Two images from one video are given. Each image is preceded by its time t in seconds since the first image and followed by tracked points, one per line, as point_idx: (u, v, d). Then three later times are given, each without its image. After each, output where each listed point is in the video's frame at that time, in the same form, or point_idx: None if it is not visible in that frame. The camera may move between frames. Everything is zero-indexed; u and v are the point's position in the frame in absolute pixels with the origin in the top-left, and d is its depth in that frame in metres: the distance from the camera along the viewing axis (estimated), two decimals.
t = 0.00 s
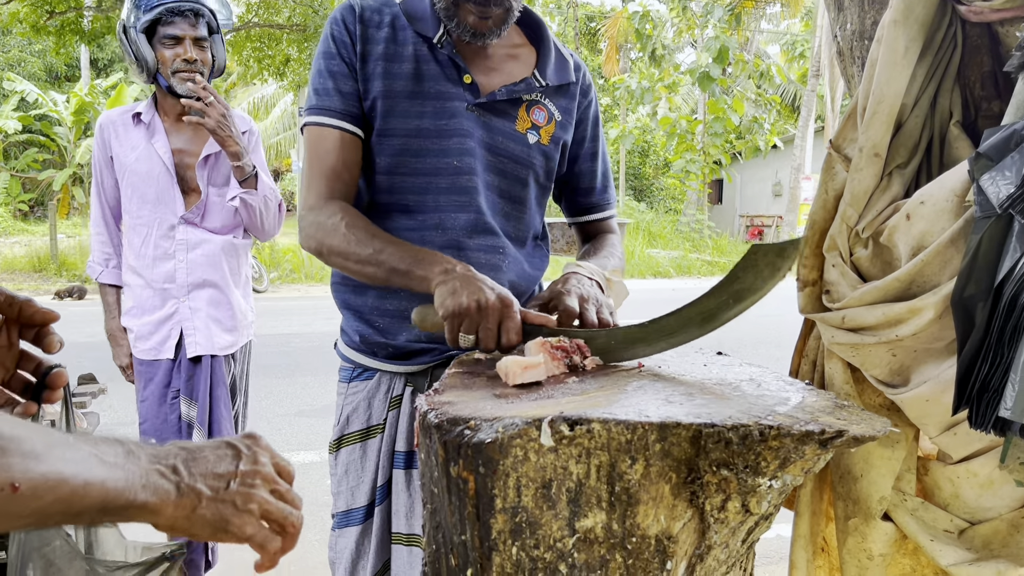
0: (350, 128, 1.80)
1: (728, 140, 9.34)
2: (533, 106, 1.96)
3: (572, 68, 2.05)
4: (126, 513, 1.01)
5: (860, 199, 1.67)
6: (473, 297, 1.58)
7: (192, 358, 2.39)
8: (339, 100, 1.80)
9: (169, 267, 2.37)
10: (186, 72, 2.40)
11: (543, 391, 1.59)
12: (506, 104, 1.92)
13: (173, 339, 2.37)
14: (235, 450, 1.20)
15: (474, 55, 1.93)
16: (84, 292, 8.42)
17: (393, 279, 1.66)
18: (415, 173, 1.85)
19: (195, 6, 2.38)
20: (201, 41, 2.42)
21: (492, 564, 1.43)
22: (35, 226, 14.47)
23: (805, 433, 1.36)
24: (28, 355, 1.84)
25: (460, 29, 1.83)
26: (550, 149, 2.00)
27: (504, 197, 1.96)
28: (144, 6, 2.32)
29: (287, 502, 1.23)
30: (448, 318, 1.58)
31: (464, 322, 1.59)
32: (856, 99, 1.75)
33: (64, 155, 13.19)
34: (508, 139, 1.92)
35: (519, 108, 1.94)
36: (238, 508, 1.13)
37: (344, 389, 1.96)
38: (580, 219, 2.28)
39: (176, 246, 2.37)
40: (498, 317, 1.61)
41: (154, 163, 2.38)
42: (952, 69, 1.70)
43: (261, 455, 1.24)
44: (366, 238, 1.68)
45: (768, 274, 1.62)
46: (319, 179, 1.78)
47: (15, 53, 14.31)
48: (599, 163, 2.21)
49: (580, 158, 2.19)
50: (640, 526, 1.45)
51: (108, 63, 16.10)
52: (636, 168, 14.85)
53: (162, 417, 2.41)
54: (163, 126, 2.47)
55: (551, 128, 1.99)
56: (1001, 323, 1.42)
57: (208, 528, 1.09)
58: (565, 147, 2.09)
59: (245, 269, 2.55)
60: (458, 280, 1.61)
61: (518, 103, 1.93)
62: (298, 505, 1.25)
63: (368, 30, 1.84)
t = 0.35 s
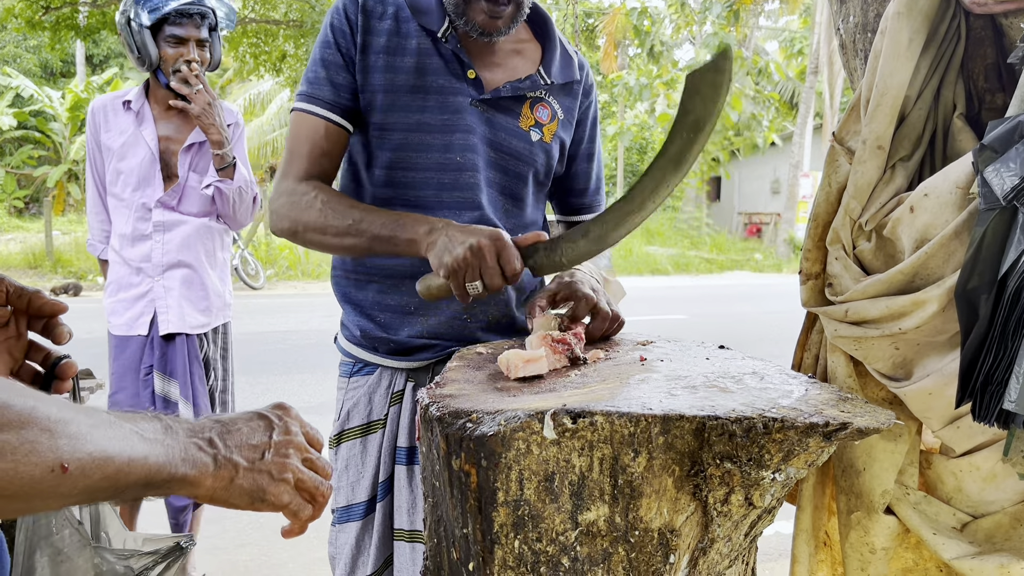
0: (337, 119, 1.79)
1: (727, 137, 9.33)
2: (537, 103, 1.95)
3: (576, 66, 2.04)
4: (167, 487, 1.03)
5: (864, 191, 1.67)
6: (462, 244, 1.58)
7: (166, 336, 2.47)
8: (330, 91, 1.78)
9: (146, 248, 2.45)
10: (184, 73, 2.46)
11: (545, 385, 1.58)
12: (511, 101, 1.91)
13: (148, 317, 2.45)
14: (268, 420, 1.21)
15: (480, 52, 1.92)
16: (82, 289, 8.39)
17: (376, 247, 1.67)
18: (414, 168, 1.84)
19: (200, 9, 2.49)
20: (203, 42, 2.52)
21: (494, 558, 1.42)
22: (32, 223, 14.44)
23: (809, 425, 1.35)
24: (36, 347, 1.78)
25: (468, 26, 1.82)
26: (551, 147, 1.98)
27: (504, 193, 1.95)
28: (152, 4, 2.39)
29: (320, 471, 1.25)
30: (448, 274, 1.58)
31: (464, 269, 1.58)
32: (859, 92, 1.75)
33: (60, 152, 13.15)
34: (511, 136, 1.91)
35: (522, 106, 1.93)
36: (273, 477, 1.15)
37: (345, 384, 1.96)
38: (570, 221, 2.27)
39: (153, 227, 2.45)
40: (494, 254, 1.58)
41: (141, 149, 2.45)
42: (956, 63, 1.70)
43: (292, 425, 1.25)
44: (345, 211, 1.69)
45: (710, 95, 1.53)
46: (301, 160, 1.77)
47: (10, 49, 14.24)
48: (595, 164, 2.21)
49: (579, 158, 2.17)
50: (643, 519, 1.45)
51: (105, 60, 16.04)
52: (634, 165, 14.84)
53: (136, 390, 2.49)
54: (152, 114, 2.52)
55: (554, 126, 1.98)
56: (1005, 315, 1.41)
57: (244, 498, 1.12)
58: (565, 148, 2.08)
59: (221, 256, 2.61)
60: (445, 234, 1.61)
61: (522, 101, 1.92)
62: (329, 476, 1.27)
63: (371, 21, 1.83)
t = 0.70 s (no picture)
0: (338, 120, 1.78)
1: (725, 135, 9.32)
2: (539, 96, 1.94)
3: (575, 61, 2.05)
4: (152, 495, 1.02)
5: (861, 185, 1.66)
6: (439, 276, 1.56)
7: (118, 330, 2.48)
8: (327, 91, 1.78)
9: (104, 239, 2.45)
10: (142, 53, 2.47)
11: (543, 380, 1.58)
12: (512, 94, 1.90)
13: (100, 310, 2.46)
14: (255, 430, 1.21)
15: (479, 43, 1.93)
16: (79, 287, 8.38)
17: (362, 259, 1.67)
18: (415, 163, 1.83)
19: None
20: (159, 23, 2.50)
21: (491, 553, 1.41)
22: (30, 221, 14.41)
23: (806, 419, 1.35)
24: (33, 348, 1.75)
25: (465, 17, 1.85)
26: (552, 140, 1.98)
27: (505, 187, 1.94)
28: None
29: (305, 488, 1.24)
30: (418, 302, 1.59)
31: (434, 300, 1.58)
32: (857, 86, 1.75)
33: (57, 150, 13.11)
34: (512, 129, 1.90)
35: (523, 99, 1.92)
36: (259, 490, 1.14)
37: (346, 381, 1.95)
38: (563, 215, 2.25)
39: (110, 219, 2.44)
40: (467, 298, 1.59)
41: (98, 137, 2.43)
42: (953, 57, 1.69)
43: (280, 438, 1.24)
44: (333, 218, 1.69)
45: (737, 280, 1.59)
46: (297, 163, 1.78)
47: (7, 46, 14.20)
48: (589, 160, 2.21)
49: (574, 155, 2.17)
50: (640, 514, 1.45)
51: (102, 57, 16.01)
52: (632, 163, 14.84)
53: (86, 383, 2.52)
54: (113, 102, 2.53)
55: (555, 119, 1.97)
56: (1002, 309, 1.41)
57: (230, 511, 1.10)
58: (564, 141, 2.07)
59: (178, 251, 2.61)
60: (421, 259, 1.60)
61: (523, 94, 1.92)
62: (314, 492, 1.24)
63: (367, 18, 1.83)
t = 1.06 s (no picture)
0: (327, 127, 1.83)
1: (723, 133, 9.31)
2: (536, 94, 1.93)
3: (575, 55, 2.04)
4: (149, 487, 1.02)
5: (856, 182, 1.66)
6: (420, 259, 1.56)
7: (68, 329, 2.50)
8: (315, 96, 1.81)
9: (60, 237, 2.49)
10: (84, 41, 2.44)
11: (537, 377, 1.58)
12: (509, 91, 1.89)
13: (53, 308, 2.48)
14: (255, 420, 1.23)
15: (478, 43, 1.91)
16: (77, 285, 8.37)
17: (351, 255, 1.69)
18: (409, 163, 1.83)
19: None
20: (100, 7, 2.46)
21: (485, 550, 1.41)
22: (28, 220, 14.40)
23: (800, 416, 1.35)
24: (25, 347, 1.71)
25: (473, 17, 1.83)
26: (551, 138, 1.97)
27: (503, 185, 1.93)
28: None
29: (302, 476, 1.26)
30: (413, 290, 1.58)
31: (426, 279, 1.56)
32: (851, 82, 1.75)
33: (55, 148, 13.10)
34: (510, 127, 1.89)
35: (521, 96, 1.91)
36: (260, 479, 1.16)
37: (345, 379, 1.95)
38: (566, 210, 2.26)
39: (65, 217, 2.48)
40: (451, 270, 1.57)
41: (51, 136, 2.49)
42: (947, 53, 1.69)
43: (280, 427, 1.27)
44: (323, 218, 1.73)
45: (671, 135, 1.68)
46: (290, 163, 1.83)
47: (5, 45, 14.18)
48: (593, 156, 2.19)
49: (574, 151, 2.16)
50: (634, 510, 1.45)
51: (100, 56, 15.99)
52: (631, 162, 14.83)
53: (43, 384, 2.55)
54: (64, 96, 2.55)
55: (553, 117, 1.97)
56: (997, 304, 1.41)
57: (231, 501, 1.12)
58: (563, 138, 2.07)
59: (141, 248, 2.62)
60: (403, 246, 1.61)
61: (520, 91, 1.91)
62: (312, 480, 1.27)
63: (360, 19, 1.83)
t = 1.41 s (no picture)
0: (320, 131, 1.86)
1: (722, 132, 9.30)
2: (529, 96, 1.93)
3: (568, 59, 2.04)
4: (128, 495, 1.03)
5: (849, 181, 1.66)
6: (398, 276, 1.59)
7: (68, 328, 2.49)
8: (305, 99, 1.83)
9: (58, 237, 2.49)
10: (77, 40, 2.44)
11: (529, 377, 1.57)
12: (502, 93, 1.88)
13: (53, 308, 2.49)
14: (232, 431, 1.25)
15: (472, 43, 1.91)
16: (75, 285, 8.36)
17: (338, 263, 1.72)
18: (401, 164, 1.83)
19: None
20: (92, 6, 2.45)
21: (477, 550, 1.41)
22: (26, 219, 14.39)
23: (792, 415, 1.35)
24: (12, 351, 1.70)
25: (470, 14, 1.83)
26: (544, 140, 1.97)
27: (496, 187, 1.93)
28: None
29: (275, 489, 1.29)
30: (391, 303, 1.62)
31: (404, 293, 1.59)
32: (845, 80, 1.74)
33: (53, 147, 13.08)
34: (503, 129, 1.89)
35: (514, 98, 1.91)
36: (236, 492, 1.18)
37: (338, 379, 1.94)
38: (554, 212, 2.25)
39: (63, 216, 2.48)
40: (428, 287, 1.59)
41: (48, 137, 2.49)
42: (941, 50, 1.69)
43: (258, 439, 1.29)
44: (312, 224, 1.75)
45: (641, 190, 1.58)
46: (283, 164, 1.86)
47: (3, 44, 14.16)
48: (583, 159, 2.20)
49: (568, 152, 2.16)
50: (625, 510, 1.45)
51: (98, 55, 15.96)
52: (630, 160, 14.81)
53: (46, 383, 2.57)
54: (59, 97, 2.54)
55: (546, 119, 1.96)
56: (990, 303, 1.40)
57: (207, 513, 1.14)
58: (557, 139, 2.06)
59: (139, 246, 2.60)
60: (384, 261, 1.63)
61: (513, 93, 1.90)
62: (285, 494, 1.30)
63: (352, 20, 1.83)
